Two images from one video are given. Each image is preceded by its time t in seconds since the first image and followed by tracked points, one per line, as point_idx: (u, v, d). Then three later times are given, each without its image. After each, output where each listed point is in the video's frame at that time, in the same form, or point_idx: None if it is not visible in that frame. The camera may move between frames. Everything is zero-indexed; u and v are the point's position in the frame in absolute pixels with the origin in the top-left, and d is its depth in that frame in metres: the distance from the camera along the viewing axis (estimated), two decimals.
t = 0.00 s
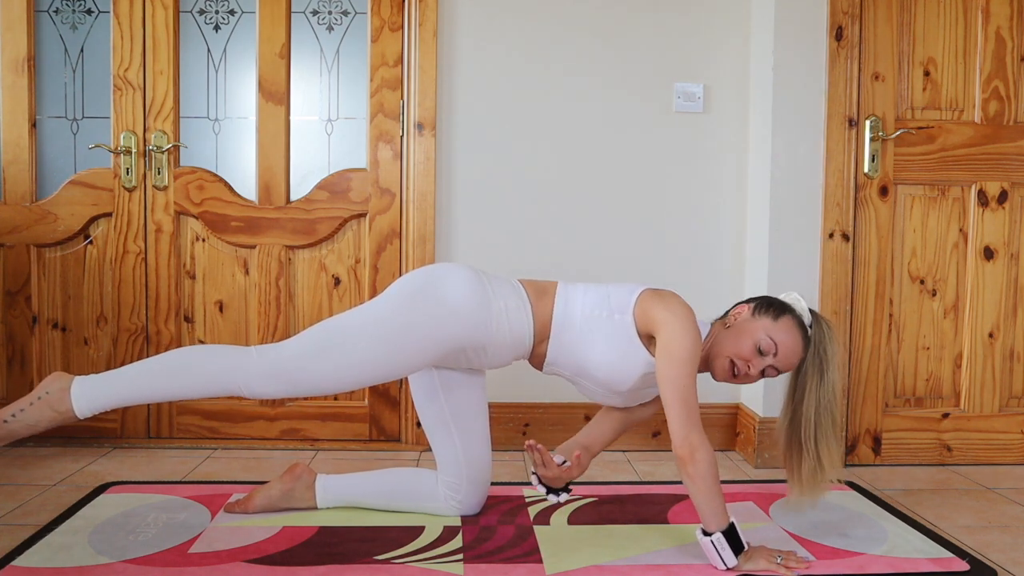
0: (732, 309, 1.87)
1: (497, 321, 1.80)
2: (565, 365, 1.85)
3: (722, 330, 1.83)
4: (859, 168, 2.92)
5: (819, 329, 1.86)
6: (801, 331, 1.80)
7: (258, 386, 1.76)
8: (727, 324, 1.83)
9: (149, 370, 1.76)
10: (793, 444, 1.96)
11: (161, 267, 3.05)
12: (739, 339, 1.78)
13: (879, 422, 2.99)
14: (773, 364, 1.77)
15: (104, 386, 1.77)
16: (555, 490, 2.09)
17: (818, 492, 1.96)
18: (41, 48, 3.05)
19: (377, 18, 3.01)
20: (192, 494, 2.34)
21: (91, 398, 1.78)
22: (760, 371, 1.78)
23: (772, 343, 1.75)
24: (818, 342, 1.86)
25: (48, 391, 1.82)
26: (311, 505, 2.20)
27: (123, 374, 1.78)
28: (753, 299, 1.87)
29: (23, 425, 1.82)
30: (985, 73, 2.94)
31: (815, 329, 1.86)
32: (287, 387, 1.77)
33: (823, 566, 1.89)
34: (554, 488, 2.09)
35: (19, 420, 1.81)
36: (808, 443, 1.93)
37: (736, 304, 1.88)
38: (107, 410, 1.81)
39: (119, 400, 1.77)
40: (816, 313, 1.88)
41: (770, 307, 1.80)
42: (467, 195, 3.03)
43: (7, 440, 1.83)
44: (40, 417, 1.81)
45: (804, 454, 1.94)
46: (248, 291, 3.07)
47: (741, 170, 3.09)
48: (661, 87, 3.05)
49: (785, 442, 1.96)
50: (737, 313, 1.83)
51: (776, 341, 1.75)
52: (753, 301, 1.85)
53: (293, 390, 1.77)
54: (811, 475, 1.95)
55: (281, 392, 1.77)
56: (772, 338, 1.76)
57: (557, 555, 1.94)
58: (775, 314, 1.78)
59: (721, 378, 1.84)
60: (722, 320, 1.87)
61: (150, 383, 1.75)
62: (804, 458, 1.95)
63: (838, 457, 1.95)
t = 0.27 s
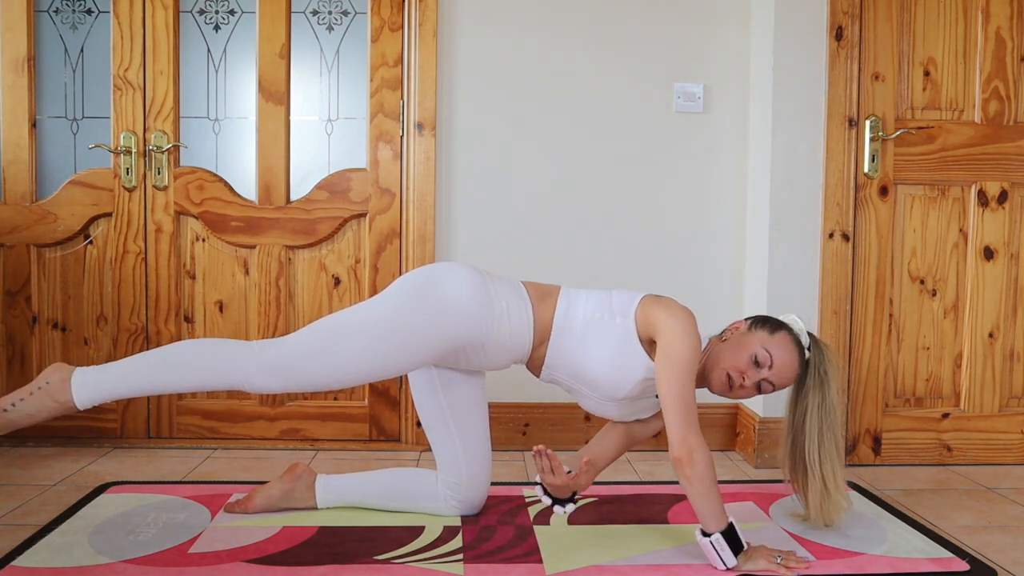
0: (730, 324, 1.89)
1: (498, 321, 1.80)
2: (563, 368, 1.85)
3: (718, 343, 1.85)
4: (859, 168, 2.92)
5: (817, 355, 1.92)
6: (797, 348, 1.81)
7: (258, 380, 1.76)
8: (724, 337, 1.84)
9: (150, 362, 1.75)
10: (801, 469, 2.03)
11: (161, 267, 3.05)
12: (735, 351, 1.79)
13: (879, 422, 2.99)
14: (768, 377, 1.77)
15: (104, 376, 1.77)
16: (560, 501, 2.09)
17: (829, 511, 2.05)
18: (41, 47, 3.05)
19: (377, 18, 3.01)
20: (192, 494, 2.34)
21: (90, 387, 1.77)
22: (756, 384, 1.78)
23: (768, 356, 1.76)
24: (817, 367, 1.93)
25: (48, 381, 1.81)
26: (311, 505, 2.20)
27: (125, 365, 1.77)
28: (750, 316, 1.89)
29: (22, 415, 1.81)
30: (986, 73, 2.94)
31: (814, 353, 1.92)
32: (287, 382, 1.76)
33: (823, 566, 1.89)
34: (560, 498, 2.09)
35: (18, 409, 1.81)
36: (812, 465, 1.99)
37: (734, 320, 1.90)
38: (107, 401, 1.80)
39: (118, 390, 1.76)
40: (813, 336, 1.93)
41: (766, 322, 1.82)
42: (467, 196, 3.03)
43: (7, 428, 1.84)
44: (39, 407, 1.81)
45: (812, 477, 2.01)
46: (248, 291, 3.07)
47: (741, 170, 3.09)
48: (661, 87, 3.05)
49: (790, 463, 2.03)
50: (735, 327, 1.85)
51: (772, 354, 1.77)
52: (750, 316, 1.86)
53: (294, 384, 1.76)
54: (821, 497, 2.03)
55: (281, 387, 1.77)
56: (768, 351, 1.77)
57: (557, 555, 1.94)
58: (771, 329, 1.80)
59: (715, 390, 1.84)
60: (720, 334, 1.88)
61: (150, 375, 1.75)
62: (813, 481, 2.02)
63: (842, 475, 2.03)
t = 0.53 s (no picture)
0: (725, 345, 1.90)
1: (498, 321, 1.80)
2: (559, 373, 1.84)
3: (713, 362, 1.85)
4: (859, 168, 2.92)
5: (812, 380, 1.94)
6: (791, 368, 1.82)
7: (257, 370, 1.75)
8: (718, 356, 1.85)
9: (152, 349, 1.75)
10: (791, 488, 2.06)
11: (161, 267, 3.05)
12: (729, 370, 1.80)
13: (879, 422, 2.99)
14: (761, 396, 1.78)
15: (106, 361, 1.77)
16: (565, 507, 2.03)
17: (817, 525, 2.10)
18: (41, 47, 3.05)
19: (377, 18, 3.01)
20: (192, 495, 2.34)
21: (91, 372, 1.77)
22: (749, 403, 1.78)
23: (761, 374, 1.77)
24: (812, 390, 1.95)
25: (50, 368, 1.81)
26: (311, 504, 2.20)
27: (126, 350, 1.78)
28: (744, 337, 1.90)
29: (22, 400, 1.82)
30: (985, 73, 2.94)
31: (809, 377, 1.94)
32: (286, 375, 1.76)
33: (823, 566, 1.89)
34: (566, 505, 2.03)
35: (19, 394, 1.81)
36: (805, 484, 2.02)
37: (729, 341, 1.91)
38: (107, 388, 1.80)
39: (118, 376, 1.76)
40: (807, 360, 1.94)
41: (760, 342, 1.83)
42: (467, 195, 3.03)
43: (8, 413, 1.84)
44: (40, 393, 1.81)
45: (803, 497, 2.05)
46: (248, 291, 3.07)
47: (741, 170, 3.09)
48: (661, 87, 3.05)
49: (784, 485, 2.05)
50: (729, 347, 1.86)
51: (765, 372, 1.77)
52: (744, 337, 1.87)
53: (292, 376, 1.76)
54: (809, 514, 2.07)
55: (280, 378, 1.77)
56: (761, 369, 1.78)
57: (557, 555, 1.94)
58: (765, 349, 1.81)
59: (710, 407, 1.84)
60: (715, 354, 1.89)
61: (150, 361, 1.75)
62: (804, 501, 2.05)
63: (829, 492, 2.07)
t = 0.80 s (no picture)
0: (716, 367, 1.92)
1: (498, 320, 1.80)
2: (554, 377, 1.84)
3: (705, 383, 1.88)
4: (859, 168, 2.92)
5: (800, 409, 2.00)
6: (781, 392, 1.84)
7: (258, 368, 1.75)
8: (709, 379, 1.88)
9: (153, 351, 1.75)
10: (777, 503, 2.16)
11: (161, 267, 3.05)
12: (719, 392, 1.82)
13: (879, 422, 2.99)
14: (750, 419, 1.80)
15: (108, 364, 1.77)
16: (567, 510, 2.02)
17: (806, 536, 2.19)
18: (41, 47, 3.05)
19: (377, 18, 3.01)
20: (192, 495, 2.34)
21: (94, 375, 1.77)
22: (738, 424, 1.80)
23: (751, 398, 1.79)
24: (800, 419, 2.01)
25: (51, 369, 1.81)
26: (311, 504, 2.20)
27: (128, 353, 1.77)
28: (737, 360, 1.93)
29: (25, 402, 1.82)
30: (985, 73, 2.94)
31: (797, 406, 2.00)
32: (286, 373, 1.76)
33: (823, 565, 1.89)
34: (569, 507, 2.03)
35: (21, 396, 1.81)
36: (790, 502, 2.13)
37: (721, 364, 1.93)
38: (110, 389, 1.79)
39: (122, 378, 1.76)
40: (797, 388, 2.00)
41: (752, 367, 1.86)
42: (467, 195, 3.03)
43: (10, 415, 1.84)
44: (42, 394, 1.81)
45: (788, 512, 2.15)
46: (248, 291, 3.07)
47: (741, 170, 3.09)
48: (661, 87, 3.05)
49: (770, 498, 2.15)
50: (721, 370, 1.88)
51: (755, 396, 1.80)
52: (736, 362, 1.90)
53: (292, 375, 1.76)
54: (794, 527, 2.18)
55: (281, 377, 1.77)
56: (751, 393, 1.80)
57: (557, 555, 1.94)
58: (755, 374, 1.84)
59: (699, 428, 1.86)
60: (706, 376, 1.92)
61: (150, 361, 1.75)
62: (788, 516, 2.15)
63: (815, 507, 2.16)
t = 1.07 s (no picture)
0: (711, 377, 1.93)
1: (497, 320, 1.80)
2: (549, 381, 1.84)
3: (699, 393, 1.88)
4: (859, 168, 2.92)
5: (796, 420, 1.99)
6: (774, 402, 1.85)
7: (258, 367, 1.75)
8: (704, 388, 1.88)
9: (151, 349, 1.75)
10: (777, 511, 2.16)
11: (161, 267, 3.05)
12: (713, 401, 1.82)
13: (879, 422, 2.99)
14: (743, 428, 1.80)
15: (106, 360, 1.77)
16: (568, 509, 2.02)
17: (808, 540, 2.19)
18: (41, 47, 3.05)
19: (377, 18, 3.01)
20: (192, 495, 2.34)
21: (93, 373, 1.77)
22: (732, 434, 1.81)
23: (744, 407, 1.80)
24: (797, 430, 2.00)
25: (50, 366, 1.81)
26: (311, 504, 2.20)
27: (127, 350, 1.77)
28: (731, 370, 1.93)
29: (22, 399, 1.81)
30: (985, 73, 2.94)
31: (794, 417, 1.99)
32: (286, 373, 1.76)
33: (822, 565, 1.89)
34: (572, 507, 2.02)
35: (20, 393, 1.81)
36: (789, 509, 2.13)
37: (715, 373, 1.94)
38: (108, 385, 1.79)
39: (120, 374, 1.76)
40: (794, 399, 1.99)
41: (745, 376, 1.86)
42: (467, 195, 3.03)
43: (8, 411, 1.83)
44: (41, 391, 1.81)
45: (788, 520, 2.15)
46: (248, 291, 3.07)
47: (740, 170, 3.09)
48: (661, 87, 3.05)
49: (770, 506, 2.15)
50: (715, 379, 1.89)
51: (749, 406, 1.80)
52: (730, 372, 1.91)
53: (292, 373, 1.76)
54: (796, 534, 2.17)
55: (280, 376, 1.77)
56: (745, 402, 1.80)
57: (557, 555, 1.94)
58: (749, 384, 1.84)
59: (693, 437, 1.86)
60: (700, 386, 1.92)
61: (150, 360, 1.75)
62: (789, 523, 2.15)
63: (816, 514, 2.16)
